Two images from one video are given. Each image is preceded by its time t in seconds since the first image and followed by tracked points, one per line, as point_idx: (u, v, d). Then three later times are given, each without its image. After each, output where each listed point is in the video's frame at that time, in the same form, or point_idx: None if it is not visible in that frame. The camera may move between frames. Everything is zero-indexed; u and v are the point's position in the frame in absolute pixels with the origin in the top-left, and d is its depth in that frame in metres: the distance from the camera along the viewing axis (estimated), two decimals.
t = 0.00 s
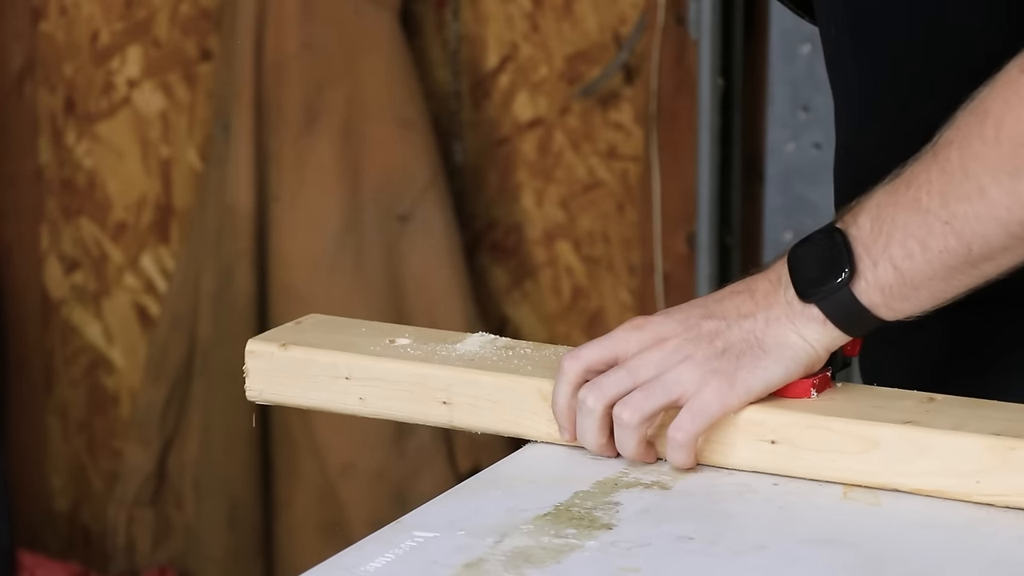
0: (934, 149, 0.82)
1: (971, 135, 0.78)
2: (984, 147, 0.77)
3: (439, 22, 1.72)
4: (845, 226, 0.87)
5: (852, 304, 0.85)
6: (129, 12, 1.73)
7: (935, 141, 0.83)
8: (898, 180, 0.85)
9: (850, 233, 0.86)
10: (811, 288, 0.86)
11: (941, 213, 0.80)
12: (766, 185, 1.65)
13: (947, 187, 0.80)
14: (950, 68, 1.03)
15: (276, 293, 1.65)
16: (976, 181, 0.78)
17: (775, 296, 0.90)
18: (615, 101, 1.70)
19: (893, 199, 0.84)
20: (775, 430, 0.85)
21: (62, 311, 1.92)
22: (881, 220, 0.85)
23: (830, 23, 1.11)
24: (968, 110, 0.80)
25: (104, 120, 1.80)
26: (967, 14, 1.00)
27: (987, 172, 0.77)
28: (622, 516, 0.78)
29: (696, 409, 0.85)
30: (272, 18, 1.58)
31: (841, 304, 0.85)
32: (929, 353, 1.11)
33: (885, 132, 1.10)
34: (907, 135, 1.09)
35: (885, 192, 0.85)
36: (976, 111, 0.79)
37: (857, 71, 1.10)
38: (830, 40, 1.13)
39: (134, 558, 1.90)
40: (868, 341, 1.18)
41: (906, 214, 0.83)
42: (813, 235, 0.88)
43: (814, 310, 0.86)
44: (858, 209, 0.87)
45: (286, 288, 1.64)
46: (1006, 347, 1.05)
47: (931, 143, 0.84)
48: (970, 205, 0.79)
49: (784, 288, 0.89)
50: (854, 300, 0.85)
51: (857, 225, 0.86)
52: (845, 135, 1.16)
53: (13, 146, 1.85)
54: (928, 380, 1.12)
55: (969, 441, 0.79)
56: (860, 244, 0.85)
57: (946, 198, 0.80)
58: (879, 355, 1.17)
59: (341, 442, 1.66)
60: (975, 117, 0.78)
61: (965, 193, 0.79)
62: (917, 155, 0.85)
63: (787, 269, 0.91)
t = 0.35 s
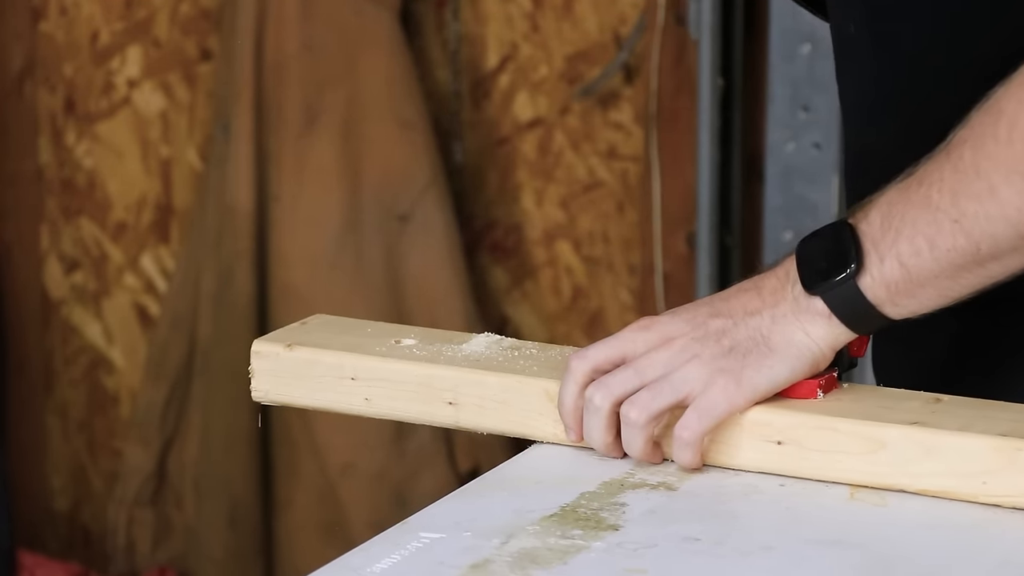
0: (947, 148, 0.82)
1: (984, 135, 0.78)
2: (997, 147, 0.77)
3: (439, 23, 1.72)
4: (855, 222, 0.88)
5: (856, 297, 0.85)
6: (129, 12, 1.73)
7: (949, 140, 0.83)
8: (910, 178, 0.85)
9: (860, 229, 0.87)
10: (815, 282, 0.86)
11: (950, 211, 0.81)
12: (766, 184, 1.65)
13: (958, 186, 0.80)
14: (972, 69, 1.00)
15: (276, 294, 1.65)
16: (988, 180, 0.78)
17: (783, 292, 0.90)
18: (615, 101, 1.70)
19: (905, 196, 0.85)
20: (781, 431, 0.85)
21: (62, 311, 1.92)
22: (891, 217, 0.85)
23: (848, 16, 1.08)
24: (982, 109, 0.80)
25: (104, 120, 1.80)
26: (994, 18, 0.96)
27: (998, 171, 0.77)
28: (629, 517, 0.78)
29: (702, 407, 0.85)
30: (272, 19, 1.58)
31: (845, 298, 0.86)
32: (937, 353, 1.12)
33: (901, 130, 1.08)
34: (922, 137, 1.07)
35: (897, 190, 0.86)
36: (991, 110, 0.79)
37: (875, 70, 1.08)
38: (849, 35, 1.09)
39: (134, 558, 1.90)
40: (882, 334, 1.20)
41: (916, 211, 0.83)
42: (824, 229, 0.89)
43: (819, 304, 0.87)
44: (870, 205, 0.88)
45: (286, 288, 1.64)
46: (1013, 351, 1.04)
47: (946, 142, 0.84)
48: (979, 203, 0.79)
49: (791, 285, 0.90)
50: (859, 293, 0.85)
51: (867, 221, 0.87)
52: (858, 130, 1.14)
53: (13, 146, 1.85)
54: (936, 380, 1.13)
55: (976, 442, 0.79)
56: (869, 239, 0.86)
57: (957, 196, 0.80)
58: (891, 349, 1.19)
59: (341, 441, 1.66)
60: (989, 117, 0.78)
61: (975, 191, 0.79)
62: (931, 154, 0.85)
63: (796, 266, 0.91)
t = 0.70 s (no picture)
0: (938, 144, 0.82)
1: (975, 131, 0.78)
2: (987, 143, 0.77)
3: (439, 23, 1.72)
4: (846, 218, 0.88)
5: (842, 292, 0.85)
6: (130, 13, 1.73)
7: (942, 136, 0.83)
8: (901, 174, 0.85)
9: (849, 224, 0.87)
10: (803, 276, 0.86)
11: (939, 208, 0.80)
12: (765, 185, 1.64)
13: (947, 183, 0.80)
14: (985, 64, 1.03)
15: (276, 294, 1.65)
16: (977, 176, 0.78)
17: (771, 288, 0.90)
18: (614, 100, 1.70)
19: (895, 192, 0.84)
20: (772, 430, 0.84)
21: (62, 311, 1.92)
22: (880, 213, 0.85)
23: None
24: (975, 105, 0.79)
25: (104, 120, 1.80)
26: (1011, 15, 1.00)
27: (987, 168, 0.77)
28: (620, 516, 0.78)
29: (691, 406, 0.85)
30: (272, 19, 1.58)
31: (832, 293, 0.85)
32: (937, 352, 1.12)
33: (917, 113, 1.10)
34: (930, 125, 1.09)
35: (887, 186, 0.86)
36: (982, 106, 0.78)
37: (900, 52, 1.09)
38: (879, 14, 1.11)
39: (134, 557, 1.91)
40: (878, 336, 1.19)
41: (905, 207, 0.83)
42: (815, 223, 0.88)
43: (805, 299, 0.87)
44: (860, 201, 0.88)
45: (286, 288, 1.64)
46: (1015, 348, 1.04)
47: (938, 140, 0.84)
48: (967, 200, 0.79)
49: (780, 280, 0.89)
50: (846, 288, 0.85)
51: (857, 217, 0.87)
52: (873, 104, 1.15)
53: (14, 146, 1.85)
54: (935, 379, 1.13)
55: (968, 441, 0.78)
56: (857, 234, 0.86)
57: (945, 193, 0.80)
58: (888, 351, 1.18)
59: (341, 441, 1.66)
60: (981, 113, 0.78)
61: (964, 188, 0.79)
62: (923, 150, 0.85)
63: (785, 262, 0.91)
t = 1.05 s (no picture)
0: (966, 137, 0.83)
1: (1003, 123, 0.79)
2: (1016, 135, 0.78)
3: (439, 23, 1.72)
4: (871, 216, 0.88)
5: (870, 291, 0.86)
6: (130, 13, 1.73)
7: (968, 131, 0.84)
8: (926, 170, 0.86)
9: (874, 222, 0.88)
10: (829, 274, 0.87)
11: (965, 203, 0.82)
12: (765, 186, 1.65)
13: (975, 177, 0.81)
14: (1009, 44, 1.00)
15: (276, 295, 1.65)
16: (1004, 169, 0.79)
17: (796, 288, 0.91)
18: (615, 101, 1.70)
19: (919, 189, 0.85)
20: (788, 432, 0.86)
21: (62, 311, 1.91)
22: (905, 209, 0.86)
23: None
24: (1004, 97, 0.81)
25: (104, 120, 1.79)
26: None
27: (1016, 159, 0.78)
28: (636, 518, 0.78)
29: (711, 405, 0.87)
30: (272, 19, 1.58)
31: (857, 291, 0.86)
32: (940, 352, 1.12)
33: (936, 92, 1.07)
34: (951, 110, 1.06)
35: (912, 182, 0.87)
36: (1011, 99, 0.80)
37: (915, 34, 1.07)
38: None
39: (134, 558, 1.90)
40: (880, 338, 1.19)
41: (931, 202, 0.84)
42: (840, 222, 0.89)
43: (832, 297, 0.88)
44: (883, 199, 0.89)
45: (285, 289, 1.64)
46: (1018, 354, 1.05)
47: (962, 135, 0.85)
48: (995, 194, 0.80)
49: (805, 280, 0.90)
50: (872, 286, 0.86)
51: (882, 214, 0.88)
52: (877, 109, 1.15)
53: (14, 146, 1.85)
54: (936, 381, 1.13)
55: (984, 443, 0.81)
56: (883, 232, 0.87)
57: (973, 187, 0.81)
58: (891, 352, 1.18)
59: (342, 441, 1.65)
60: (1010, 105, 0.79)
61: (991, 181, 0.80)
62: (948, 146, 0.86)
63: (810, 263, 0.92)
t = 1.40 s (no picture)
0: (982, 142, 0.83)
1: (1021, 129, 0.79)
2: None
3: (439, 22, 1.72)
4: (883, 219, 0.89)
5: (883, 296, 0.86)
6: (130, 12, 1.73)
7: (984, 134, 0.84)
8: (941, 174, 0.86)
9: (887, 225, 0.88)
10: (841, 278, 0.87)
11: (982, 209, 0.82)
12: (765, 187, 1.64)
13: (992, 183, 0.81)
14: None
15: (276, 295, 1.65)
16: (1021, 175, 0.79)
17: (805, 290, 0.91)
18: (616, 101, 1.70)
19: (935, 192, 0.85)
20: (789, 432, 0.86)
21: (63, 311, 1.91)
22: (920, 213, 0.86)
23: None
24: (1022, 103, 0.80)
25: (104, 120, 1.79)
26: None
27: None
28: (636, 518, 0.78)
29: (717, 405, 0.87)
30: (272, 19, 1.58)
31: (870, 295, 0.87)
32: (965, 354, 1.12)
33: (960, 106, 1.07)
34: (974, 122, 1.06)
35: (926, 186, 0.87)
36: None
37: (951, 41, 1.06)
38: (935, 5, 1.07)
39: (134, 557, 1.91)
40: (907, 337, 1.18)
41: (947, 207, 0.84)
42: (850, 224, 0.89)
43: (844, 301, 0.88)
44: (897, 202, 0.89)
45: (285, 289, 1.64)
46: None
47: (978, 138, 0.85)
48: (1013, 202, 0.80)
49: (815, 282, 0.90)
50: (885, 290, 0.86)
51: (895, 218, 0.88)
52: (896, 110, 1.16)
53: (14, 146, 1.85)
54: (962, 383, 1.12)
55: (984, 442, 0.81)
56: (896, 236, 0.87)
57: (990, 194, 0.81)
58: (916, 353, 1.17)
59: (342, 441, 1.65)
60: None
61: (1008, 188, 0.80)
62: (965, 149, 0.86)
63: (819, 264, 0.92)
